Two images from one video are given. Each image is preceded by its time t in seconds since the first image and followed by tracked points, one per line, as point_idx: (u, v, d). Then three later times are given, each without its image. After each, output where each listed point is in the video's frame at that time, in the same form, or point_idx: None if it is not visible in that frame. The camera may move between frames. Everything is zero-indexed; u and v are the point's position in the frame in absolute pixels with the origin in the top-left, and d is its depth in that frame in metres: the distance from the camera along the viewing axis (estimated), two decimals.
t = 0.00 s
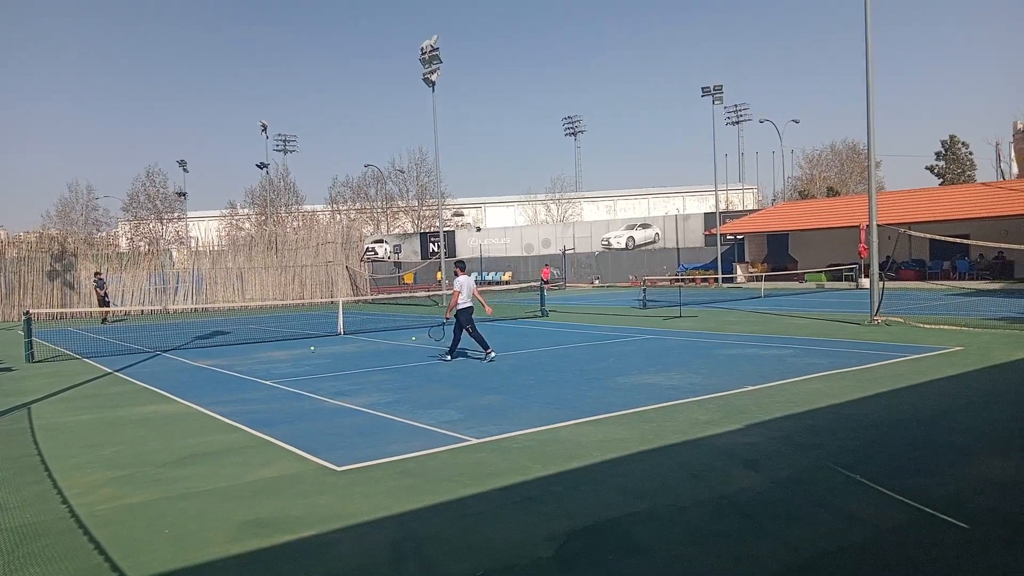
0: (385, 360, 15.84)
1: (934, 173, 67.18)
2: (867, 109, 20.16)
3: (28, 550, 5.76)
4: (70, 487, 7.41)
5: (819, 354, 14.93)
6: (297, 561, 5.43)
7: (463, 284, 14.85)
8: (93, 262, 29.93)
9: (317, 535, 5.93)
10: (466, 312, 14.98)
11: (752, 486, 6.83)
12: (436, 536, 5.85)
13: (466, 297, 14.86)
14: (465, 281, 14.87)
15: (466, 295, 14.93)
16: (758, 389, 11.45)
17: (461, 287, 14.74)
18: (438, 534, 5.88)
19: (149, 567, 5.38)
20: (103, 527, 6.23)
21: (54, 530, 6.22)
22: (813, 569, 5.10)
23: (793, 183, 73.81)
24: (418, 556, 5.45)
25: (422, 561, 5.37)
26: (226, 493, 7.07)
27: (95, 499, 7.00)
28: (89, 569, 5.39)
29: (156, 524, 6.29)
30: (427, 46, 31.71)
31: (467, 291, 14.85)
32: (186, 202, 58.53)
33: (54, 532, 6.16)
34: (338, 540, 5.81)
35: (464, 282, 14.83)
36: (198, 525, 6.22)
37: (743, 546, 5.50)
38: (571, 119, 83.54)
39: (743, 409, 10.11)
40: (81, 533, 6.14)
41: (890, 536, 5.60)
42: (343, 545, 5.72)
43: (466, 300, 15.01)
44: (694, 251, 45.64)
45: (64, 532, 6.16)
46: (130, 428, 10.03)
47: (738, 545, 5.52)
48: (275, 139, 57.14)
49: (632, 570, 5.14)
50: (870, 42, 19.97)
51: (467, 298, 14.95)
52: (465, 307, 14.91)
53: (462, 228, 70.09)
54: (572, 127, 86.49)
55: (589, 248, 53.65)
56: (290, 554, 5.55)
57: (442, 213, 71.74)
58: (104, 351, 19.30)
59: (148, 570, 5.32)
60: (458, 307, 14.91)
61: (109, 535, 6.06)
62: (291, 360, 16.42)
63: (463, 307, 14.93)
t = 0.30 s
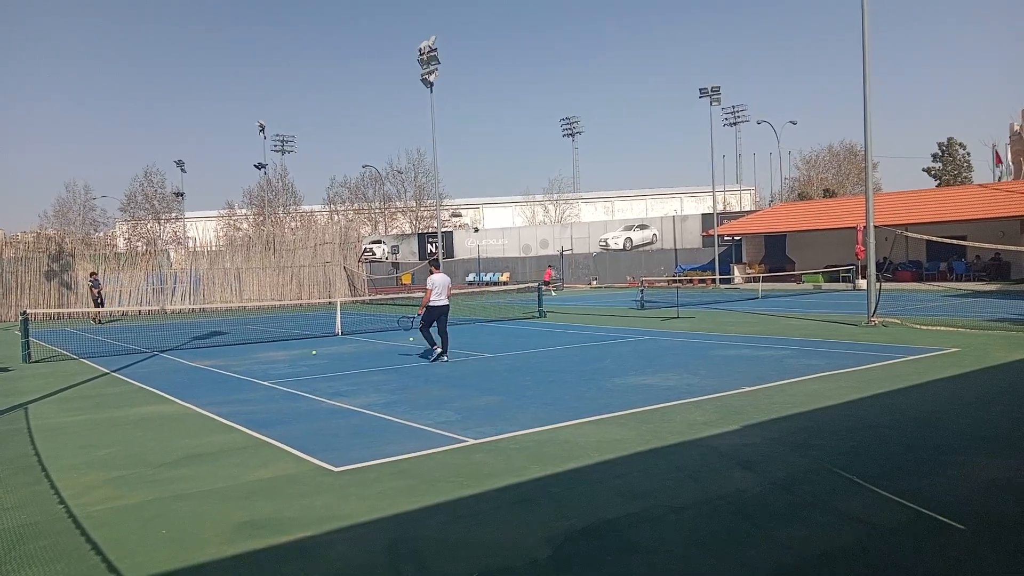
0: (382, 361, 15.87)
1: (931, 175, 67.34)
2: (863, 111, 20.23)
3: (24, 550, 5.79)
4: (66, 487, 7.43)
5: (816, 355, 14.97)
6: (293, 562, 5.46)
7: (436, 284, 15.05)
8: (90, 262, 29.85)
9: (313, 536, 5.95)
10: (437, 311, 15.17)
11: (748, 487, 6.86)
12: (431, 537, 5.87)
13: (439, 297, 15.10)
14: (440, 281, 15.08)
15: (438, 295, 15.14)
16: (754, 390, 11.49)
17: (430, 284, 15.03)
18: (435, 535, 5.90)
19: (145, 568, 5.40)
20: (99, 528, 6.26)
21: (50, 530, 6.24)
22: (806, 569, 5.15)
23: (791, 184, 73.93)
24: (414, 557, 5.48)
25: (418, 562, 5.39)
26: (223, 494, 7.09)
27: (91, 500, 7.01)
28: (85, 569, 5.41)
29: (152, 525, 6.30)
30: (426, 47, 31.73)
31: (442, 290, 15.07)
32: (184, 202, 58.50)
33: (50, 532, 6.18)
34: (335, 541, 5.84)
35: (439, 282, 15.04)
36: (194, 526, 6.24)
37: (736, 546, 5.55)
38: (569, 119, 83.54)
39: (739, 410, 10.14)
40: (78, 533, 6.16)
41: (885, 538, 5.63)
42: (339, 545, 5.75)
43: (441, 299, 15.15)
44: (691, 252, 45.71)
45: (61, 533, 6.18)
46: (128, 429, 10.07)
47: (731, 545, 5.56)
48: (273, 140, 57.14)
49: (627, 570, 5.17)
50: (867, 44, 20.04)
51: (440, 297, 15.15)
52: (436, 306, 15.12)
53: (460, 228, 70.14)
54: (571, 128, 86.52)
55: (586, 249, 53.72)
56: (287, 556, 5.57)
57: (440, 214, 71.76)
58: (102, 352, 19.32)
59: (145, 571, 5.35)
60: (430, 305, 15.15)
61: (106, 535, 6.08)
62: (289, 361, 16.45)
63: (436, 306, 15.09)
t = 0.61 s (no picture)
0: (380, 362, 15.83)
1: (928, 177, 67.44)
2: (862, 112, 20.23)
3: (22, 552, 5.75)
4: (63, 489, 7.39)
5: (814, 357, 14.95)
6: (291, 563, 5.43)
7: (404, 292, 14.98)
8: (87, 263, 29.79)
9: (311, 537, 5.92)
10: (412, 317, 15.17)
11: (746, 488, 6.85)
12: (430, 538, 5.85)
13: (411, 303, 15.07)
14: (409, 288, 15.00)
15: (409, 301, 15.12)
16: (752, 391, 11.47)
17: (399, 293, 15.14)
18: (434, 536, 5.88)
19: (142, 569, 5.37)
20: (96, 529, 6.22)
21: (47, 532, 6.20)
22: (806, 570, 5.13)
23: (788, 186, 74.03)
24: (413, 558, 5.45)
25: (417, 563, 5.36)
26: (221, 495, 7.06)
27: (88, 502, 6.97)
28: (83, 571, 5.38)
29: (150, 526, 6.27)
30: (424, 48, 31.71)
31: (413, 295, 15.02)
32: (181, 202, 58.42)
33: (47, 534, 6.14)
34: (333, 542, 5.80)
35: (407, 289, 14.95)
36: (190, 528, 6.20)
37: (736, 547, 5.53)
38: (567, 121, 83.66)
39: (738, 411, 10.12)
40: (74, 535, 6.11)
41: (885, 538, 5.62)
42: (337, 547, 5.71)
43: (414, 305, 15.15)
44: (689, 253, 45.72)
45: (57, 534, 6.15)
46: (125, 430, 10.04)
47: (730, 546, 5.55)
48: (270, 141, 57.11)
49: (627, 572, 5.15)
50: (865, 45, 20.05)
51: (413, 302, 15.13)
52: (410, 312, 15.11)
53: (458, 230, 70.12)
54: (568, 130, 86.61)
55: (584, 250, 53.72)
56: (285, 557, 5.55)
57: (437, 216, 71.75)
58: (98, 353, 19.28)
59: (142, 572, 5.31)
60: (404, 312, 15.23)
61: (103, 537, 6.04)
62: (286, 362, 16.41)
63: (409, 312, 15.12)
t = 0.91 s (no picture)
0: (368, 379, 15.63)
1: (915, 196, 67.95)
2: (850, 130, 20.31)
3: None
4: (37, 509, 7.17)
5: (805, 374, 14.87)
6: None
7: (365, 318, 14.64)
8: (74, 279, 29.52)
9: (293, 559, 5.73)
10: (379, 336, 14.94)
11: (739, 507, 6.72)
12: (415, 560, 5.67)
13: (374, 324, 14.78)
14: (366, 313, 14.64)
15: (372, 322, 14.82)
16: (744, 409, 11.36)
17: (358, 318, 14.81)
18: (420, 557, 5.71)
19: None
20: (69, 551, 6.01)
21: (18, 554, 5.98)
22: None
23: (776, 204, 74.41)
24: None
25: None
26: (202, 515, 6.86)
27: (63, 522, 6.75)
28: None
29: (126, 548, 6.06)
30: (414, 65, 31.73)
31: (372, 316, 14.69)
32: (169, 218, 58.11)
33: (18, 556, 5.93)
34: (316, 564, 5.62)
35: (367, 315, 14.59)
36: (169, 549, 5.99)
37: (729, 567, 5.39)
38: (556, 139, 84.01)
39: (730, 429, 9.99)
40: (46, 557, 5.90)
41: (883, 559, 5.49)
42: (320, 569, 5.53)
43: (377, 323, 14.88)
44: (679, 270, 45.77)
45: (29, 556, 5.93)
46: (106, 447, 9.82)
47: (724, 567, 5.40)
48: (260, 157, 56.96)
49: None
50: (853, 64, 20.17)
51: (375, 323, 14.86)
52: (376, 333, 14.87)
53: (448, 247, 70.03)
54: (558, 147, 86.92)
55: (573, 267, 53.67)
56: None
57: (427, 232, 71.68)
58: (82, 369, 19.02)
59: None
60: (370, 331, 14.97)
61: (75, 558, 5.84)
62: (273, 378, 16.20)
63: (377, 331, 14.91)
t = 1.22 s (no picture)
0: (384, 383, 15.72)
1: (934, 199, 67.40)
2: (867, 133, 20.21)
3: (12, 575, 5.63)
4: (58, 511, 7.28)
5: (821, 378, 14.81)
6: None
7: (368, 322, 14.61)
8: (94, 283, 29.81)
9: (309, 561, 5.79)
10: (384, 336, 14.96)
11: (754, 512, 6.71)
12: (433, 562, 5.72)
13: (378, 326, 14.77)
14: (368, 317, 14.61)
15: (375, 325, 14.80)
16: (759, 413, 11.34)
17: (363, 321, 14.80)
18: (437, 560, 5.76)
19: None
20: (89, 553, 6.09)
21: (41, 554, 6.09)
22: None
23: (793, 208, 74.05)
24: None
25: None
26: (220, 518, 6.94)
27: (83, 524, 6.85)
28: None
29: (146, 549, 6.15)
30: (430, 70, 31.90)
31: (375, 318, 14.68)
32: (188, 223, 58.62)
33: (41, 557, 6.03)
34: (333, 566, 5.68)
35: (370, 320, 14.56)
36: (188, 551, 6.07)
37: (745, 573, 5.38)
38: (571, 143, 84.04)
39: (746, 433, 9.98)
40: (66, 559, 5.99)
41: (899, 564, 5.47)
42: (338, 571, 5.59)
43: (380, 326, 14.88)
44: (695, 274, 45.64)
45: (50, 557, 6.03)
46: (126, 450, 9.95)
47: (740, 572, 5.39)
48: (277, 162, 57.37)
49: None
50: (870, 66, 20.09)
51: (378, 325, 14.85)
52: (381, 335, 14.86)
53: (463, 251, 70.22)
54: (574, 152, 86.92)
55: (589, 271, 53.61)
56: None
57: (443, 237, 71.92)
58: (102, 373, 19.24)
59: None
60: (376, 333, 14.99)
61: (95, 560, 5.93)
62: (289, 382, 16.31)
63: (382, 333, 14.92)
